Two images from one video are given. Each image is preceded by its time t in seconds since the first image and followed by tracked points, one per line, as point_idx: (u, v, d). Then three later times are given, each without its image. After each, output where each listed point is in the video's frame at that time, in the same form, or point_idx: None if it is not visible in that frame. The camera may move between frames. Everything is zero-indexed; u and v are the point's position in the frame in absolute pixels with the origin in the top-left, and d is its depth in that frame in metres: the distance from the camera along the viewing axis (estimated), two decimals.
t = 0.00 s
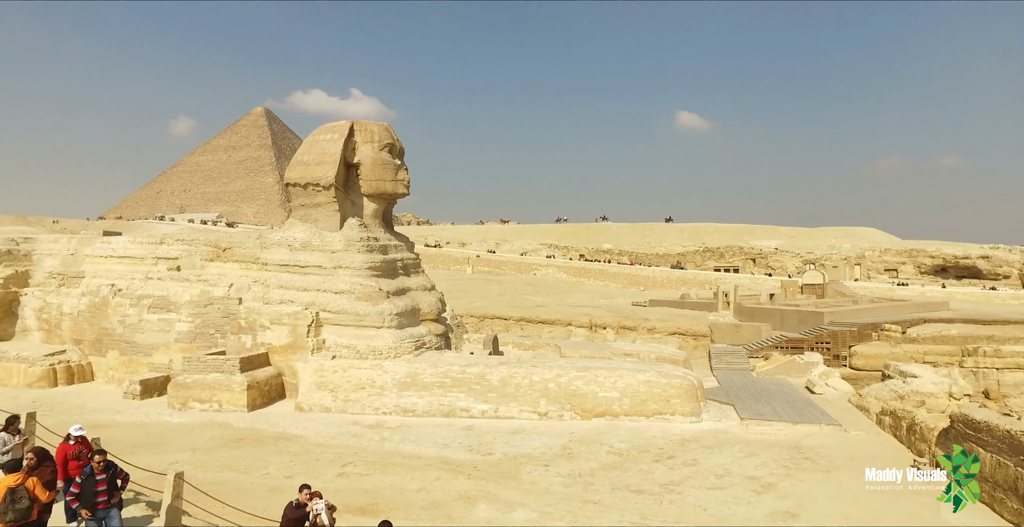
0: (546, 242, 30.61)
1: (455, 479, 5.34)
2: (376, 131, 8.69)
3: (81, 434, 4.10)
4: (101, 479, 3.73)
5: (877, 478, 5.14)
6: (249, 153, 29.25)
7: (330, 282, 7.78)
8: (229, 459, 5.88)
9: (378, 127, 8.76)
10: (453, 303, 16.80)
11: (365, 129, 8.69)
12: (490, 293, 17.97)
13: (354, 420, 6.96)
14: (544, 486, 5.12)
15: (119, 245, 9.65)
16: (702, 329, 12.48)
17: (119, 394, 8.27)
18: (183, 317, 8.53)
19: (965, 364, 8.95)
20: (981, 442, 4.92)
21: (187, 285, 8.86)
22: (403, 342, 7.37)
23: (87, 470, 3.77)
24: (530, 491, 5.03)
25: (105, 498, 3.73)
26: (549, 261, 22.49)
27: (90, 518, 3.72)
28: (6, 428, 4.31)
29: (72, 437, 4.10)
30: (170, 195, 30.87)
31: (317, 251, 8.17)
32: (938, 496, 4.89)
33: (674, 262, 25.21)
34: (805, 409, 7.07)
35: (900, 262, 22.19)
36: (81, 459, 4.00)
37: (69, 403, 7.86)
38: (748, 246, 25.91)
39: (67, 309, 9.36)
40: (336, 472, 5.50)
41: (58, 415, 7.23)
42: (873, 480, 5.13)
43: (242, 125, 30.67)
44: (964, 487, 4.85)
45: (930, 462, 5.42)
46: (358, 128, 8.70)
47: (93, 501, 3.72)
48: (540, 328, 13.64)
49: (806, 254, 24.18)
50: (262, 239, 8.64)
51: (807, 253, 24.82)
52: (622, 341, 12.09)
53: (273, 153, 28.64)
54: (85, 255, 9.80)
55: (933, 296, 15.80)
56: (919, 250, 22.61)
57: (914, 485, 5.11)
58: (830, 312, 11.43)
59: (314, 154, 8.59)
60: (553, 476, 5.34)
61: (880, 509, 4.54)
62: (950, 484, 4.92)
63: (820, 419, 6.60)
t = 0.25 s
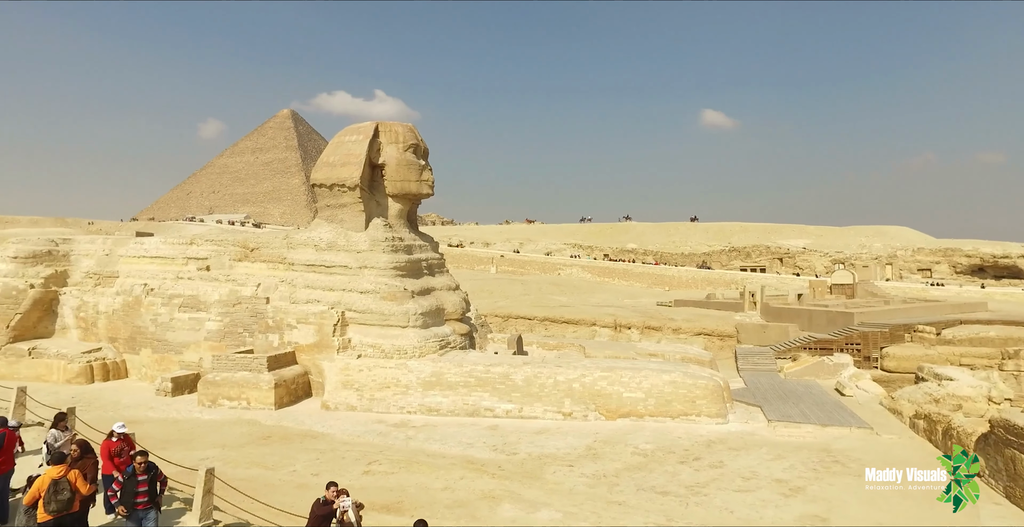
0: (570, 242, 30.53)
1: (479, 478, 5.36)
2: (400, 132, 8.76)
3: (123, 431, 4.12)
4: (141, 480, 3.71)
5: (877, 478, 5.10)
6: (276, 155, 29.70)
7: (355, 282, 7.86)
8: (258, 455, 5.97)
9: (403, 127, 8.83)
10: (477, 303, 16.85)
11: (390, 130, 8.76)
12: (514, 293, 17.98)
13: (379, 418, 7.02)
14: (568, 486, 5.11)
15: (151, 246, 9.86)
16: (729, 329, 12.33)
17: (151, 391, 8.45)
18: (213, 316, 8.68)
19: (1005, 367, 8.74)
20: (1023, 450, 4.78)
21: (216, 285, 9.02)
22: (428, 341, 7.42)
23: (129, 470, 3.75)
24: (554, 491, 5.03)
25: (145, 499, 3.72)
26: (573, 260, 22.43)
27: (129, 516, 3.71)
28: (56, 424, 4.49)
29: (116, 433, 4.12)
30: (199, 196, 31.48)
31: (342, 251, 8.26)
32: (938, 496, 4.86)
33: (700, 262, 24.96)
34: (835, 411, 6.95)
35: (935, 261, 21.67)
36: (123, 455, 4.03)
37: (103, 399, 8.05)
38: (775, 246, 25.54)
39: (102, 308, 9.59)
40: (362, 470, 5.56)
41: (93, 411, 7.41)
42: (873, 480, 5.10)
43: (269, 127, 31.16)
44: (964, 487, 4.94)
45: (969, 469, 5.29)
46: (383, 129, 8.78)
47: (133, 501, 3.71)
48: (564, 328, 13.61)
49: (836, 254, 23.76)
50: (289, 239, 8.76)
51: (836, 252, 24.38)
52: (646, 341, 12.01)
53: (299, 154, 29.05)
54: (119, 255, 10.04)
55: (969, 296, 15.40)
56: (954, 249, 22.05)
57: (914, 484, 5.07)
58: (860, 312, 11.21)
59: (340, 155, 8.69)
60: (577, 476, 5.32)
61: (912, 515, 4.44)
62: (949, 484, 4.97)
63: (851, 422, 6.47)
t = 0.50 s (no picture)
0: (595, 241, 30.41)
1: (504, 478, 5.37)
2: (425, 132, 8.81)
3: (167, 429, 4.19)
4: (184, 481, 3.72)
5: (877, 478, 5.08)
6: (302, 156, 30.11)
7: (381, 282, 7.92)
8: (286, 453, 6.05)
9: (427, 128, 8.88)
10: (501, 303, 16.88)
11: (415, 130, 8.82)
12: (538, 293, 17.96)
13: (405, 417, 7.06)
14: (593, 487, 5.09)
15: (182, 246, 10.06)
16: (756, 330, 12.17)
17: (183, 388, 8.62)
18: (242, 315, 8.83)
19: None
20: None
21: (245, 285, 9.17)
22: (453, 340, 7.45)
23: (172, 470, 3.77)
24: (579, 492, 5.01)
25: (186, 501, 3.72)
26: (598, 260, 22.33)
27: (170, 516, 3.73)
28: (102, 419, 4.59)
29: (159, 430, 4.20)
30: (228, 197, 32.02)
31: (368, 251, 8.34)
32: (938, 496, 4.83)
33: (726, 261, 24.66)
34: (866, 414, 6.81)
35: (972, 260, 21.11)
36: (164, 454, 4.10)
37: (137, 396, 8.24)
38: (804, 245, 25.13)
39: (136, 307, 9.82)
40: (388, 469, 5.60)
41: (127, 408, 7.58)
42: (873, 480, 5.08)
43: (296, 129, 31.60)
44: (964, 487, 4.96)
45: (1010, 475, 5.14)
46: (408, 130, 8.83)
47: (174, 501, 3.73)
48: (589, 328, 13.56)
49: (866, 253, 23.30)
50: (316, 240, 8.86)
51: (868, 251, 23.90)
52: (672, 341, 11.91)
53: (325, 156, 29.41)
54: (152, 255, 10.27)
55: (1007, 296, 14.98)
56: (993, 248, 21.46)
57: (913, 484, 5.04)
58: (893, 313, 10.97)
59: (365, 156, 8.77)
60: (603, 477, 5.30)
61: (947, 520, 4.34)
62: (949, 484, 4.98)
63: (884, 425, 6.34)
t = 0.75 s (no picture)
0: (621, 241, 30.22)
1: (531, 477, 5.36)
2: (451, 133, 8.85)
3: (206, 426, 4.25)
4: (220, 481, 3.77)
5: (877, 478, 5.07)
6: (330, 158, 30.49)
7: (408, 282, 7.98)
8: (314, 450, 6.13)
9: (453, 128, 8.92)
10: (527, 303, 16.87)
11: (441, 131, 8.86)
12: (564, 293, 17.90)
13: (431, 416, 7.10)
14: (620, 488, 5.06)
15: (214, 247, 10.25)
16: (786, 330, 11.97)
17: (215, 385, 8.79)
18: (272, 314, 8.96)
19: None
20: None
21: (275, 284, 9.30)
22: (480, 340, 7.47)
23: (210, 469, 3.83)
24: (606, 493, 4.98)
25: (223, 500, 3.77)
26: (625, 260, 22.19)
27: (208, 514, 3.79)
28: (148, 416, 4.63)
29: (199, 427, 4.27)
30: (258, 199, 32.57)
31: (395, 251, 8.40)
32: (938, 496, 4.79)
33: (755, 261, 24.31)
34: (902, 418, 6.64)
35: (1012, 260, 20.49)
36: (203, 452, 4.15)
37: (171, 392, 8.42)
38: (836, 244, 24.67)
39: (170, 306, 10.03)
40: (415, 467, 5.64)
41: (161, 404, 7.75)
42: (873, 480, 5.07)
43: (323, 131, 32.01)
44: (965, 486, 4.92)
45: None
46: (434, 130, 8.88)
47: (213, 500, 3.79)
48: (615, 328, 13.49)
49: (901, 252, 22.77)
50: (344, 240, 8.96)
51: (902, 250, 23.35)
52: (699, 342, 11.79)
53: (352, 157, 29.74)
54: (186, 256, 10.49)
55: None
56: None
57: (914, 485, 5.03)
58: (929, 314, 10.70)
59: (392, 156, 8.83)
60: (630, 478, 5.26)
61: None
62: (950, 484, 4.95)
63: (920, 429, 6.18)
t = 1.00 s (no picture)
0: (648, 240, 30.00)
1: (557, 478, 5.35)
2: (477, 133, 8.87)
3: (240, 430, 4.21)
4: (252, 486, 3.70)
5: (877, 478, 5.05)
6: (357, 159, 30.81)
7: (435, 282, 8.03)
8: (343, 448, 6.20)
9: (479, 128, 8.95)
10: (553, 303, 16.85)
11: (467, 131, 8.89)
12: (590, 293, 17.83)
13: (458, 415, 7.13)
14: (648, 489, 5.02)
15: (244, 247, 10.43)
16: (817, 331, 11.75)
17: (246, 383, 8.94)
18: (301, 314, 9.08)
19: None
20: None
21: (304, 284, 9.43)
22: (506, 340, 7.48)
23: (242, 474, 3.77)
24: (633, 494, 4.95)
25: (255, 505, 3.70)
26: (651, 259, 22.03)
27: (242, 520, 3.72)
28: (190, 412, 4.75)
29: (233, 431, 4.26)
30: (287, 200, 33.07)
31: (422, 251, 8.46)
32: (937, 496, 4.77)
33: (785, 260, 23.92)
34: (939, 422, 6.48)
35: None
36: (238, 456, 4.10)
37: (204, 390, 8.60)
38: (869, 243, 24.16)
39: (203, 306, 10.24)
40: (442, 466, 5.67)
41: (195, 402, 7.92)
42: (873, 480, 5.05)
43: (350, 132, 32.36)
44: (965, 486, 4.87)
45: None
46: (460, 130, 8.91)
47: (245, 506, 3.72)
48: (642, 328, 13.39)
49: (937, 251, 22.21)
50: (371, 240, 9.04)
51: (939, 249, 22.77)
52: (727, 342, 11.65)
53: (379, 158, 30.03)
54: (217, 256, 10.70)
55: None
56: None
57: (913, 485, 5.02)
58: (968, 315, 10.42)
59: (419, 157, 8.89)
60: (657, 480, 5.22)
61: None
62: (949, 484, 4.91)
63: (958, 433, 6.02)
